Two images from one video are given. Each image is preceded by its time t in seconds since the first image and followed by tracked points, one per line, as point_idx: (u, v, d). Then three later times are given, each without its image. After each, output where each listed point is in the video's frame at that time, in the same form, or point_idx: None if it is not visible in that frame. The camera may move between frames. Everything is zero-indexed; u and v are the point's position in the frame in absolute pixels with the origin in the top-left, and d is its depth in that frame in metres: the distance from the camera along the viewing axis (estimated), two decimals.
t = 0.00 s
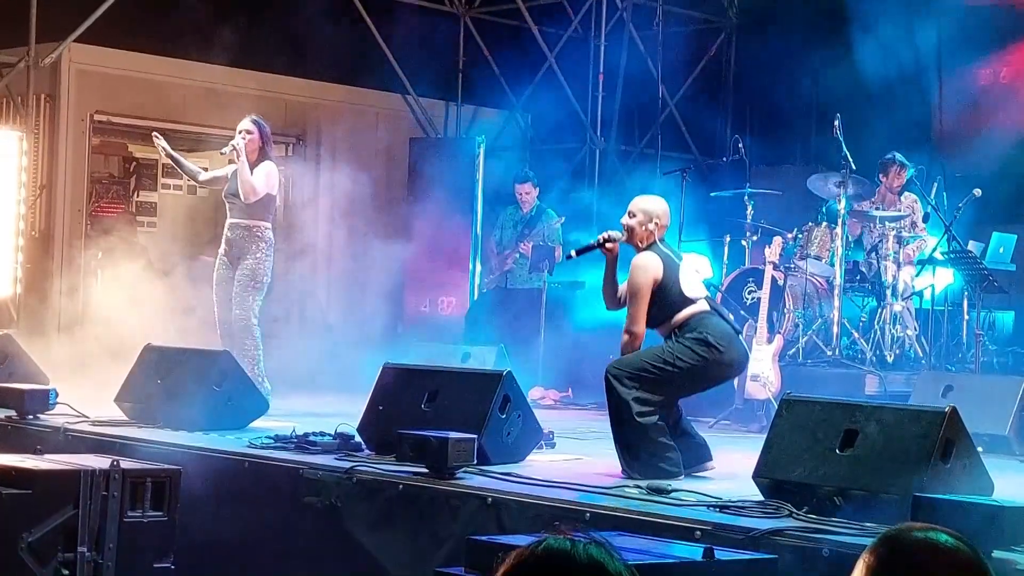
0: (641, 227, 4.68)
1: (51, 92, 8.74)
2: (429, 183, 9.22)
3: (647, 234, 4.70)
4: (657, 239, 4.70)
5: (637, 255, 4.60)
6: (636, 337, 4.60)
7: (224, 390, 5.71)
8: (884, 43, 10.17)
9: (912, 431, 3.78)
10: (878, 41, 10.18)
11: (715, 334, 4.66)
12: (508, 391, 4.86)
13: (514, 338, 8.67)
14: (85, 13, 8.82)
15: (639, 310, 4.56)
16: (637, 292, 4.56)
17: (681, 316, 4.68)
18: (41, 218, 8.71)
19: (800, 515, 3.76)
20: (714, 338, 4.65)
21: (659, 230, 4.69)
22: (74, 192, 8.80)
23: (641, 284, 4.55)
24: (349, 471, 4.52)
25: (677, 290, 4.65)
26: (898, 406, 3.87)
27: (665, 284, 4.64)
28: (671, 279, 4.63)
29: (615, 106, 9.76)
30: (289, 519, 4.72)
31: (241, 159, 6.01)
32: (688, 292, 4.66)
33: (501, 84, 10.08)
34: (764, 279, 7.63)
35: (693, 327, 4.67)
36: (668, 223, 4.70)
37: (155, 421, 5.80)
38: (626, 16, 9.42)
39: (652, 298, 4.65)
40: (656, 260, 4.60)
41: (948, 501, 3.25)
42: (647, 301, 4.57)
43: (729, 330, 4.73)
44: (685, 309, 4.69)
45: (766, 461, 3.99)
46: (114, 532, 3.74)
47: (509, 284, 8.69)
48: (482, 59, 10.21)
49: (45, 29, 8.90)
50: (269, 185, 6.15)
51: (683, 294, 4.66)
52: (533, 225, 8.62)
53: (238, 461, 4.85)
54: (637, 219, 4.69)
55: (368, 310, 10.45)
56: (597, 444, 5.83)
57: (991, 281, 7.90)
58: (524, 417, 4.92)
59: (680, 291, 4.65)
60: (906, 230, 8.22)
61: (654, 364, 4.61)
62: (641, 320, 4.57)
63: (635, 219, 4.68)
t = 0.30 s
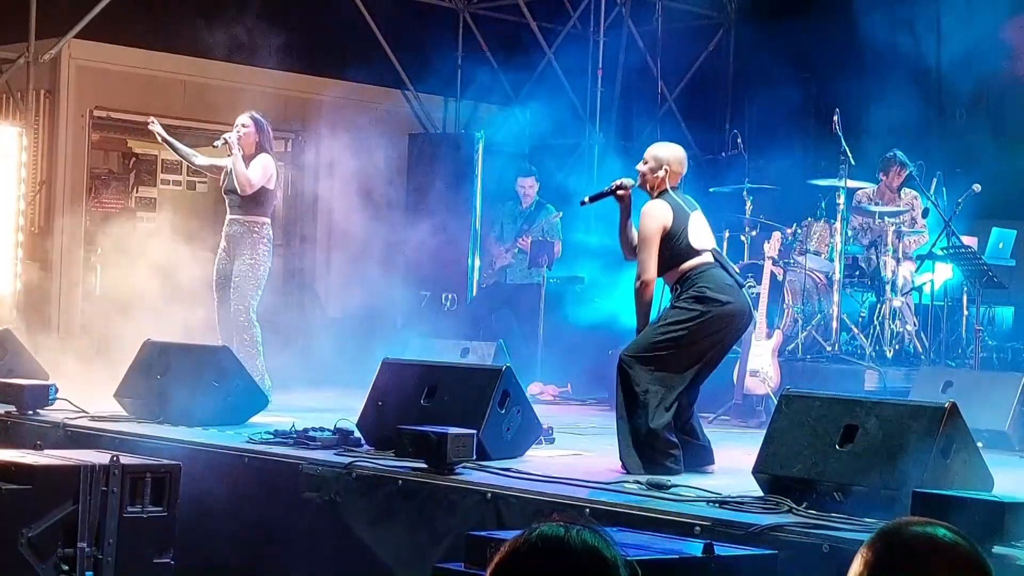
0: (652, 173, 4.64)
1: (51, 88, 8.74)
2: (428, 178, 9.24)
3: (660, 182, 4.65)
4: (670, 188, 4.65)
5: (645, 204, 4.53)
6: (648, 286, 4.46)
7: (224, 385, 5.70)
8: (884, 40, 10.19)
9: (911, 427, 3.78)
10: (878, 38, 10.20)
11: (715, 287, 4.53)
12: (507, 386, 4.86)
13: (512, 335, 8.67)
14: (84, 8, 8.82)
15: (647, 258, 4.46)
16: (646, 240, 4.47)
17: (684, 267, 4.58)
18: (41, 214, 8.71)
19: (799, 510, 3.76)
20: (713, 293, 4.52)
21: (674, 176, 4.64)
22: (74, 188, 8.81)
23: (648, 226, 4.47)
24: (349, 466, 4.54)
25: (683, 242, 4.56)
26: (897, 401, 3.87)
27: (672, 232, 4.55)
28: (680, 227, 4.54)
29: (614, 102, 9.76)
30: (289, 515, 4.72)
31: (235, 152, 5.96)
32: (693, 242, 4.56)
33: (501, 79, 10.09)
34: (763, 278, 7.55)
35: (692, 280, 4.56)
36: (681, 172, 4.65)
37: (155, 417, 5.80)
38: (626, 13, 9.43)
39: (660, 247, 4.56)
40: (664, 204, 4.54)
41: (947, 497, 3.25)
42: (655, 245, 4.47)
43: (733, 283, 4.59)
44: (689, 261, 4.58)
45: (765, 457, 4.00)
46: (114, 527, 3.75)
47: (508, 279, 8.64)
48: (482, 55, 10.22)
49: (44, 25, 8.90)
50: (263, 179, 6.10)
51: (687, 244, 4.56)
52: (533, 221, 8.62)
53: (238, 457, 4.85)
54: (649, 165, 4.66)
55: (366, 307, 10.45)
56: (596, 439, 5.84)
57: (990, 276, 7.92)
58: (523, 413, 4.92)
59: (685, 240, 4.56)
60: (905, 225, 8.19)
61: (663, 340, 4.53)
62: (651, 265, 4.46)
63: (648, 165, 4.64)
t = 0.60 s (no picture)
0: (666, 135, 4.62)
1: (50, 85, 8.73)
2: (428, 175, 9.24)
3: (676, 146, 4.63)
4: (685, 151, 4.62)
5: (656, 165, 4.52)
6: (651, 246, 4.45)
7: (224, 382, 5.70)
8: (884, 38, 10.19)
9: (910, 426, 3.77)
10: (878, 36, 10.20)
11: (708, 259, 4.50)
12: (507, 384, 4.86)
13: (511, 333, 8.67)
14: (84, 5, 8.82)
15: (652, 218, 4.45)
16: (654, 200, 4.46)
17: (684, 234, 4.56)
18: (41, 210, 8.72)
19: (799, 509, 3.76)
20: (705, 265, 4.49)
21: (690, 140, 4.61)
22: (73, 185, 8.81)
23: (654, 185, 4.46)
24: (348, 464, 4.54)
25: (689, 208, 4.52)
26: (897, 400, 3.87)
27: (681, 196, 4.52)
28: (690, 189, 4.50)
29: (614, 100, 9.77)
30: (289, 512, 4.73)
31: (232, 148, 5.94)
32: (697, 208, 4.51)
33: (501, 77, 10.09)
34: (763, 276, 7.55)
35: (687, 250, 4.55)
36: (697, 135, 4.62)
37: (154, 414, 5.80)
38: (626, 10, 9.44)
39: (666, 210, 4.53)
40: (673, 165, 4.51)
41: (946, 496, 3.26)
42: (660, 205, 4.46)
43: (730, 257, 4.53)
44: (690, 230, 4.55)
45: (764, 457, 4.00)
46: (113, 524, 3.75)
47: (507, 276, 8.65)
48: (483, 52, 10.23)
49: (44, 21, 8.90)
50: (259, 176, 6.08)
51: (692, 210, 4.52)
52: (533, 218, 8.62)
53: (237, 454, 4.85)
54: (666, 128, 4.64)
55: (366, 304, 10.45)
56: (596, 438, 5.83)
57: (989, 275, 7.94)
58: (523, 410, 4.94)
59: (691, 206, 4.52)
60: (904, 223, 8.23)
61: (667, 324, 4.51)
62: (655, 224, 4.45)
63: (664, 127, 4.62)
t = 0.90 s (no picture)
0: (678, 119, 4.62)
1: (51, 85, 8.72)
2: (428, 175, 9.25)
3: (688, 130, 4.63)
4: (697, 135, 4.61)
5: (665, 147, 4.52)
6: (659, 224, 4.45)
7: (223, 381, 5.70)
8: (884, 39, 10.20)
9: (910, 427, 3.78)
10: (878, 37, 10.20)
11: (691, 250, 4.52)
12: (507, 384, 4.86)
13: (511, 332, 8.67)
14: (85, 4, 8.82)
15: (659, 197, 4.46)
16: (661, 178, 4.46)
17: (679, 217, 4.57)
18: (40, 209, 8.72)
19: (799, 510, 3.76)
20: (690, 252, 4.52)
21: (704, 124, 4.60)
22: (73, 184, 8.80)
23: (661, 164, 4.47)
24: (347, 464, 4.53)
25: (693, 192, 4.52)
26: (897, 400, 3.87)
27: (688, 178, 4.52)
28: (698, 170, 4.50)
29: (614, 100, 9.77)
30: (289, 512, 4.73)
31: (232, 146, 5.95)
32: (698, 192, 4.51)
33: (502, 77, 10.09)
34: (762, 276, 7.55)
35: (677, 235, 4.58)
36: (708, 118, 4.60)
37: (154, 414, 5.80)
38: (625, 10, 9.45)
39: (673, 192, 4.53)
40: (681, 147, 4.52)
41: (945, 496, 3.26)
42: (668, 184, 4.46)
43: (720, 246, 4.54)
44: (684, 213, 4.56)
45: (764, 457, 4.00)
46: (113, 522, 3.75)
47: (507, 276, 8.65)
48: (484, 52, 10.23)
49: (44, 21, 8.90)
50: (258, 174, 6.08)
51: (694, 194, 4.52)
52: (533, 218, 8.62)
53: (237, 454, 4.85)
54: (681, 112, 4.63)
55: (366, 304, 10.46)
56: (596, 438, 5.84)
57: (989, 276, 7.94)
58: (523, 411, 4.94)
59: (695, 189, 4.52)
60: (903, 224, 8.19)
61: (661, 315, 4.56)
62: (664, 202, 4.46)
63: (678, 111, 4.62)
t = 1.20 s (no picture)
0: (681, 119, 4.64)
1: (51, 83, 8.71)
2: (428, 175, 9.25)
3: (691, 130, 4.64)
4: (699, 134, 4.62)
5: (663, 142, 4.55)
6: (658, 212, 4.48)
7: (223, 382, 5.70)
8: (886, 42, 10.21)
9: (908, 431, 3.78)
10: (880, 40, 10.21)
11: (676, 249, 4.53)
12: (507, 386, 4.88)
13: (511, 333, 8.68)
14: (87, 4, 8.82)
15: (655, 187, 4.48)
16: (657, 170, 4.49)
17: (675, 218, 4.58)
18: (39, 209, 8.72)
19: (797, 513, 3.76)
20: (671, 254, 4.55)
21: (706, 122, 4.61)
22: (72, 182, 8.79)
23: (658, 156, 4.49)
24: (346, 464, 4.53)
25: (687, 190, 4.53)
26: (896, 404, 3.87)
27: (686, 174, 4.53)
28: (694, 167, 4.51)
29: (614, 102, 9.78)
30: (288, 512, 4.73)
31: (232, 148, 5.94)
32: (692, 189, 4.53)
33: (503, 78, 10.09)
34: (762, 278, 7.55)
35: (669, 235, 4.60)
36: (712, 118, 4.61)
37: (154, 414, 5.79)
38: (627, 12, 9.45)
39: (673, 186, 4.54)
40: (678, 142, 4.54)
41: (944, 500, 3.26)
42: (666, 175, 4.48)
43: (706, 250, 4.52)
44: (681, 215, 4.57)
45: (763, 460, 4.00)
46: (111, 523, 3.75)
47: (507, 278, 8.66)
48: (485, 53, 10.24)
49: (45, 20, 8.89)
50: (258, 176, 6.08)
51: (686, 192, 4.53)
52: (533, 219, 8.62)
53: (237, 454, 4.85)
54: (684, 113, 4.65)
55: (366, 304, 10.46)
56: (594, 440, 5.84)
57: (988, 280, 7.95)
58: (523, 413, 4.96)
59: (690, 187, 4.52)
60: (904, 228, 8.25)
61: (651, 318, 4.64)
62: (662, 191, 4.48)
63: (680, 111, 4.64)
